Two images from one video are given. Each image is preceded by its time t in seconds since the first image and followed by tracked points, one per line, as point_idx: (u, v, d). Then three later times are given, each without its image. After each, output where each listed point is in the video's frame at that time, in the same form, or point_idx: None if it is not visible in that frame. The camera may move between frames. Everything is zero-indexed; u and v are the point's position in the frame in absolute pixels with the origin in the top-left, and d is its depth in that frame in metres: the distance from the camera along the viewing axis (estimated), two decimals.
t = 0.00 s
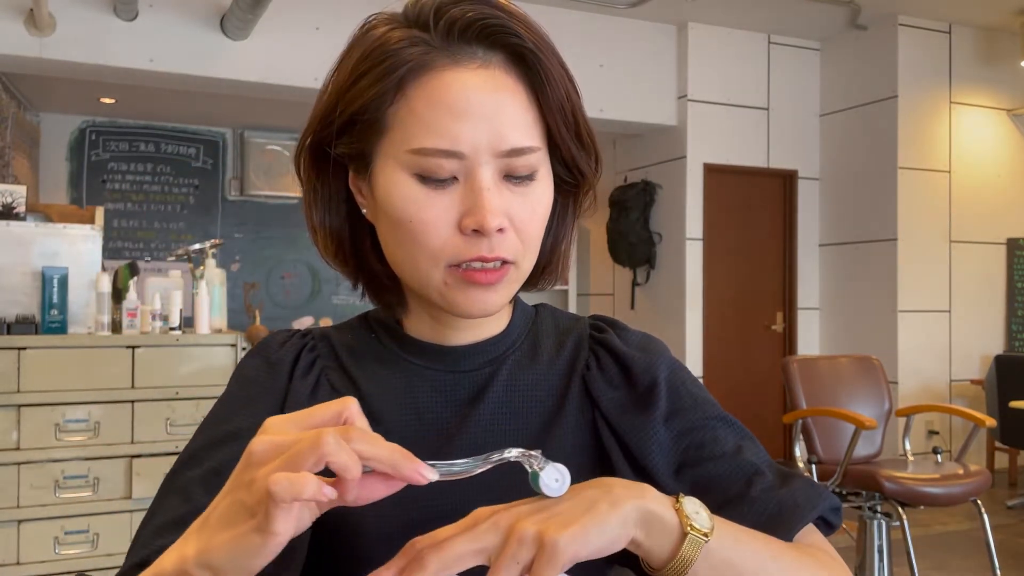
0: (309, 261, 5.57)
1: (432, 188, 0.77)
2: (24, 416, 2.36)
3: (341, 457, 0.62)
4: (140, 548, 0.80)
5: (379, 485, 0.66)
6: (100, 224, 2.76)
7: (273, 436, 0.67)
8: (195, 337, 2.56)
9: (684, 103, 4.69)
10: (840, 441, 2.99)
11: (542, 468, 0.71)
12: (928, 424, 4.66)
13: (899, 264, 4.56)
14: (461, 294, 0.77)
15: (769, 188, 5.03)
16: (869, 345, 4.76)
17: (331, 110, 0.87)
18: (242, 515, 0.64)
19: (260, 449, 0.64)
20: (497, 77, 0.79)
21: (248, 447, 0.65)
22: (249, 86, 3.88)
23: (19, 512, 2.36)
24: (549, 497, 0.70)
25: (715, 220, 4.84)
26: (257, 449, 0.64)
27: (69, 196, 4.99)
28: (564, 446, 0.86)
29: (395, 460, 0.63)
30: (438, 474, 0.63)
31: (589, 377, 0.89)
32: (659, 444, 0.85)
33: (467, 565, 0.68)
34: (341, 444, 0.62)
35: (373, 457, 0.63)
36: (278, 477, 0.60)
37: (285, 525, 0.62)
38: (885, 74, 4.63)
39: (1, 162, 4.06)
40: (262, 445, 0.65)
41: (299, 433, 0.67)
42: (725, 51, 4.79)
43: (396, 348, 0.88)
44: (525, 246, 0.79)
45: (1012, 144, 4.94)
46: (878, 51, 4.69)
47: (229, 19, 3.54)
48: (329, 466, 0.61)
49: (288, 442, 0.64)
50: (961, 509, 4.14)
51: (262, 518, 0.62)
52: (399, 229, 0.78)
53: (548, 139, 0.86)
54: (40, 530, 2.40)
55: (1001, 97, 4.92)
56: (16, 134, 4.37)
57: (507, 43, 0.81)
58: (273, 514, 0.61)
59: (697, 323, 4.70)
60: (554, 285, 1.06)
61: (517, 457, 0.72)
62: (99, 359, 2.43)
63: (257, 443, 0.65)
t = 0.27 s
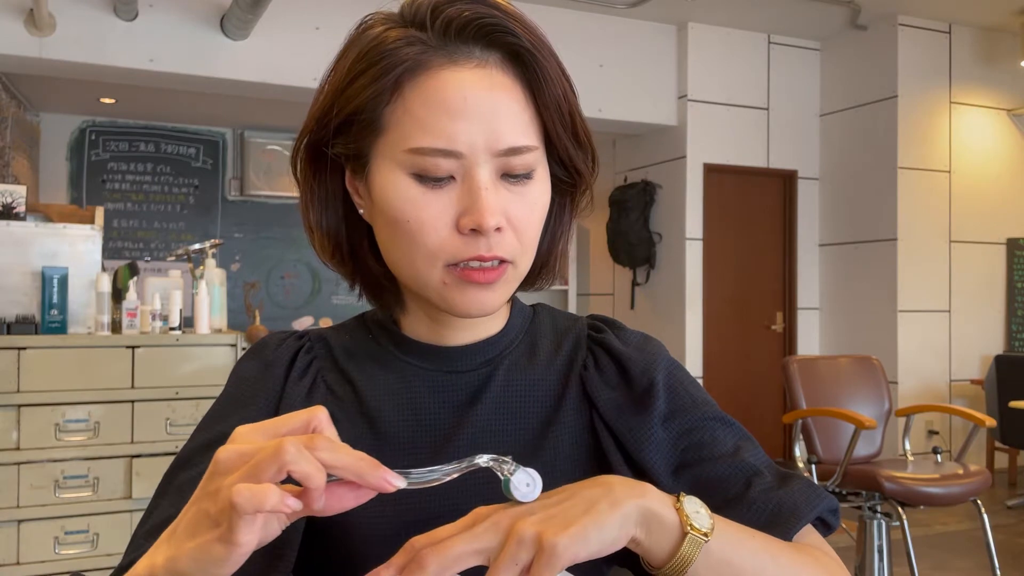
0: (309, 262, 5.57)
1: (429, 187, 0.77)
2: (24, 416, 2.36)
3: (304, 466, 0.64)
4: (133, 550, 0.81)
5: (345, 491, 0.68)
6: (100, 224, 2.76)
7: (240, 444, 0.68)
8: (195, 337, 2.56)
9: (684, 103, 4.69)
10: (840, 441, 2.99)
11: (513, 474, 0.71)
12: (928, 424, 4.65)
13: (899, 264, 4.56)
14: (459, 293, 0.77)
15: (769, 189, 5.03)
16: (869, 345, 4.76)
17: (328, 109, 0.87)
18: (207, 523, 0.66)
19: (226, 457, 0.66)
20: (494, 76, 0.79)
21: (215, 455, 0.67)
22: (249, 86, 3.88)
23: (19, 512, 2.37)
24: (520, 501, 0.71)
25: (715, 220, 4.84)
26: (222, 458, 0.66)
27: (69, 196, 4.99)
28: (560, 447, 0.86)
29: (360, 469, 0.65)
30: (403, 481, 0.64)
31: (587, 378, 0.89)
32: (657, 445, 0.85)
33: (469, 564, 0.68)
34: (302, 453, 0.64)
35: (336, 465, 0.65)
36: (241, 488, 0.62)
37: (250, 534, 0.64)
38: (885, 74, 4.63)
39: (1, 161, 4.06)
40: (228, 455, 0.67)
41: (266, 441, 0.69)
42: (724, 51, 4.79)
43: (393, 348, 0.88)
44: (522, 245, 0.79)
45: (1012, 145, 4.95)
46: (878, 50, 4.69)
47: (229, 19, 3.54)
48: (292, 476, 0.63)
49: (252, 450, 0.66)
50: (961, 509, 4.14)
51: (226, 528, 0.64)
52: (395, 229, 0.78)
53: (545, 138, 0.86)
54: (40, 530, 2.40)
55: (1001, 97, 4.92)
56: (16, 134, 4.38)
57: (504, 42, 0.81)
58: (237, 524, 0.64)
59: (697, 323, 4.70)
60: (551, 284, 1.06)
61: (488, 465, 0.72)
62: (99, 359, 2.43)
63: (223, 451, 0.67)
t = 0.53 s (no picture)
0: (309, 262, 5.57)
1: (426, 186, 0.77)
2: (24, 416, 2.36)
3: (274, 476, 0.64)
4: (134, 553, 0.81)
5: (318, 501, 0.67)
6: (100, 224, 2.76)
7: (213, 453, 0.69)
8: (195, 337, 2.56)
9: (684, 103, 4.69)
10: (840, 441, 2.99)
11: (489, 482, 0.72)
12: (928, 424, 4.65)
13: (899, 264, 4.56)
14: (456, 292, 0.77)
15: (768, 189, 5.03)
16: (869, 345, 4.76)
17: (324, 110, 0.87)
18: (179, 532, 0.67)
19: (199, 466, 0.67)
20: (490, 75, 0.79)
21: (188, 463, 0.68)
22: (249, 87, 3.88)
23: (19, 512, 2.36)
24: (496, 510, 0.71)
25: (715, 220, 4.84)
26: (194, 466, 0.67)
27: (69, 196, 4.99)
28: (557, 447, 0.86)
29: (332, 480, 0.65)
30: (374, 492, 0.65)
31: (584, 378, 0.89)
32: (655, 444, 0.85)
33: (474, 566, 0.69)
34: (272, 463, 0.64)
35: (306, 476, 0.65)
36: (211, 499, 0.63)
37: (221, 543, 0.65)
38: (885, 74, 4.63)
39: (1, 161, 4.06)
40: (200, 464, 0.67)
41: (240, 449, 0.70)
42: (724, 51, 4.79)
43: (390, 348, 0.88)
44: (520, 243, 0.79)
45: (1012, 144, 4.95)
46: (878, 50, 4.69)
47: (229, 19, 3.54)
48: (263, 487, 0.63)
49: (224, 460, 0.67)
50: (961, 509, 4.14)
51: (197, 538, 0.65)
52: (392, 228, 0.78)
53: (542, 136, 0.86)
54: (40, 530, 2.40)
55: (1001, 97, 4.93)
56: (16, 134, 4.38)
57: (500, 40, 0.82)
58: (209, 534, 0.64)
59: (697, 323, 4.70)
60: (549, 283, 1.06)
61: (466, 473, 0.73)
62: (99, 359, 2.43)
63: (196, 460, 0.67)
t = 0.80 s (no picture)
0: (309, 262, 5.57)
1: (426, 185, 0.77)
2: (24, 416, 2.36)
3: (357, 451, 0.59)
4: (140, 556, 0.81)
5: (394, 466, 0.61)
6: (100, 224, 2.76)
7: (282, 432, 0.64)
8: (194, 337, 2.56)
9: (684, 103, 4.69)
10: (840, 441, 2.99)
11: (547, 441, 0.80)
12: (928, 424, 4.65)
13: (899, 264, 4.56)
14: (460, 288, 0.77)
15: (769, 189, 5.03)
16: (868, 345, 4.76)
17: (318, 112, 0.87)
18: (264, 514, 0.62)
19: (272, 449, 0.62)
20: (484, 71, 0.79)
21: (258, 447, 0.62)
22: (249, 87, 3.88)
23: (19, 512, 2.37)
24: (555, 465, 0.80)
25: (715, 220, 4.84)
26: (268, 449, 0.62)
27: (69, 196, 4.99)
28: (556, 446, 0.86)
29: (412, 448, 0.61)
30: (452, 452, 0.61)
31: (581, 377, 0.89)
32: (648, 445, 0.85)
33: None
34: (355, 439, 0.60)
35: (386, 446, 0.60)
36: (306, 478, 0.58)
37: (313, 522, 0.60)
38: (885, 74, 4.63)
39: (1, 161, 4.05)
40: (275, 442, 0.62)
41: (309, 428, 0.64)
42: (724, 52, 4.78)
43: (389, 348, 0.88)
44: (520, 238, 0.79)
45: (1012, 144, 4.95)
46: (878, 50, 4.69)
47: (229, 19, 3.54)
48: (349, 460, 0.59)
49: (302, 439, 0.61)
50: (961, 509, 4.14)
51: (286, 518, 0.60)
52: (392, 228, 0.78)
53: (536, 132, 0.86)
54: (40, 530, 2.40)
55: (1001, 97, 4.93)
56: (16, 134, 4.37)
57: (492, 37, 0.82)
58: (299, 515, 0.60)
59: (697, 323, 4.70)
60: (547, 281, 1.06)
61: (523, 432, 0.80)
62: (99, 359, 2.43)
63: (268, 442, 0.62)
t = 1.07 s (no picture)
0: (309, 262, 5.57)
1: (423, 187, 0.77)
2: (24, 416, 2.36)
3: (368, 476, 0.59)
4: (138, 558, 0.80)
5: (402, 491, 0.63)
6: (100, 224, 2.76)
7: (291, 449, 0.63)
8: (195, 337, 2.56)
9: (684, 103, 4.69)
10: (840, 441, 2.99)
11: (552, 464, 0.70)
12: (928, 424, 4.65)
13: (899, 264, 4.56)
14: (457, 290, 0.77)
15: (769, 189, 5.03)
16: (868, 345, 4.76)
17: (316, 114, 0.87)
18: (270, 530, 0.61)
19: (282, 467, 0.61)
20: (481, 73, 0.79)
21: (267, 462, 0.62)
22: (249, 87, 3.88)
23: (19, 512, 2.37)
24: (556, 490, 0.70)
25: (715, 220, 4.84)
26: (278, 467, 0.61)
27: (69, 196, 4.98)
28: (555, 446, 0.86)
29: (419, 476, 0.61)
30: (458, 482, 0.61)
31: (581, 376, 0.89)
32: (648, 443, 0.85)
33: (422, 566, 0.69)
34: (366, 464, 0.59)
35: (395, 471, 0.61)
36: (319, 504, 0.57)
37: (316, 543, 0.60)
38: (885, 74, 4.63)
39: (1, 162, 4.05)
40: (284, 461, 0.61)
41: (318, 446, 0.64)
42: (724, 52, 4.78)
43: (389, 349, 0.88)
44: (517, 239, 0.79)
45: (1012, 144, 4.95)
46: (878, 50, 4.69)
47: (229, 19, 3.53)
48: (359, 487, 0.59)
49: (313, 458, 0.61)
50: (961, 510, 4.14)
51: (293, 537, 0.60)
52: (390, 231, 0.78)
53: (534, 132, 0.86)
54: (40, 530, 2.40)
55: (1001, 97, 4.93)
56: (16, 134, 4.37)
57: (489, 38, 0.82)
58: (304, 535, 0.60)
59: (697, 323, 4.70)
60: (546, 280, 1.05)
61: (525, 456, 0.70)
62: (100, 359, 2.43)
63: (278, 460, 0.61)
